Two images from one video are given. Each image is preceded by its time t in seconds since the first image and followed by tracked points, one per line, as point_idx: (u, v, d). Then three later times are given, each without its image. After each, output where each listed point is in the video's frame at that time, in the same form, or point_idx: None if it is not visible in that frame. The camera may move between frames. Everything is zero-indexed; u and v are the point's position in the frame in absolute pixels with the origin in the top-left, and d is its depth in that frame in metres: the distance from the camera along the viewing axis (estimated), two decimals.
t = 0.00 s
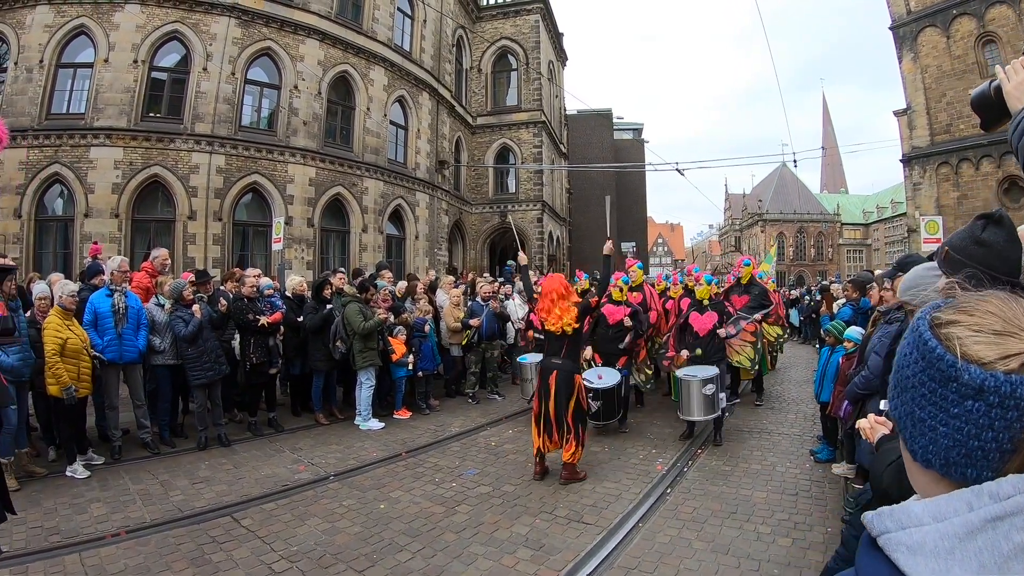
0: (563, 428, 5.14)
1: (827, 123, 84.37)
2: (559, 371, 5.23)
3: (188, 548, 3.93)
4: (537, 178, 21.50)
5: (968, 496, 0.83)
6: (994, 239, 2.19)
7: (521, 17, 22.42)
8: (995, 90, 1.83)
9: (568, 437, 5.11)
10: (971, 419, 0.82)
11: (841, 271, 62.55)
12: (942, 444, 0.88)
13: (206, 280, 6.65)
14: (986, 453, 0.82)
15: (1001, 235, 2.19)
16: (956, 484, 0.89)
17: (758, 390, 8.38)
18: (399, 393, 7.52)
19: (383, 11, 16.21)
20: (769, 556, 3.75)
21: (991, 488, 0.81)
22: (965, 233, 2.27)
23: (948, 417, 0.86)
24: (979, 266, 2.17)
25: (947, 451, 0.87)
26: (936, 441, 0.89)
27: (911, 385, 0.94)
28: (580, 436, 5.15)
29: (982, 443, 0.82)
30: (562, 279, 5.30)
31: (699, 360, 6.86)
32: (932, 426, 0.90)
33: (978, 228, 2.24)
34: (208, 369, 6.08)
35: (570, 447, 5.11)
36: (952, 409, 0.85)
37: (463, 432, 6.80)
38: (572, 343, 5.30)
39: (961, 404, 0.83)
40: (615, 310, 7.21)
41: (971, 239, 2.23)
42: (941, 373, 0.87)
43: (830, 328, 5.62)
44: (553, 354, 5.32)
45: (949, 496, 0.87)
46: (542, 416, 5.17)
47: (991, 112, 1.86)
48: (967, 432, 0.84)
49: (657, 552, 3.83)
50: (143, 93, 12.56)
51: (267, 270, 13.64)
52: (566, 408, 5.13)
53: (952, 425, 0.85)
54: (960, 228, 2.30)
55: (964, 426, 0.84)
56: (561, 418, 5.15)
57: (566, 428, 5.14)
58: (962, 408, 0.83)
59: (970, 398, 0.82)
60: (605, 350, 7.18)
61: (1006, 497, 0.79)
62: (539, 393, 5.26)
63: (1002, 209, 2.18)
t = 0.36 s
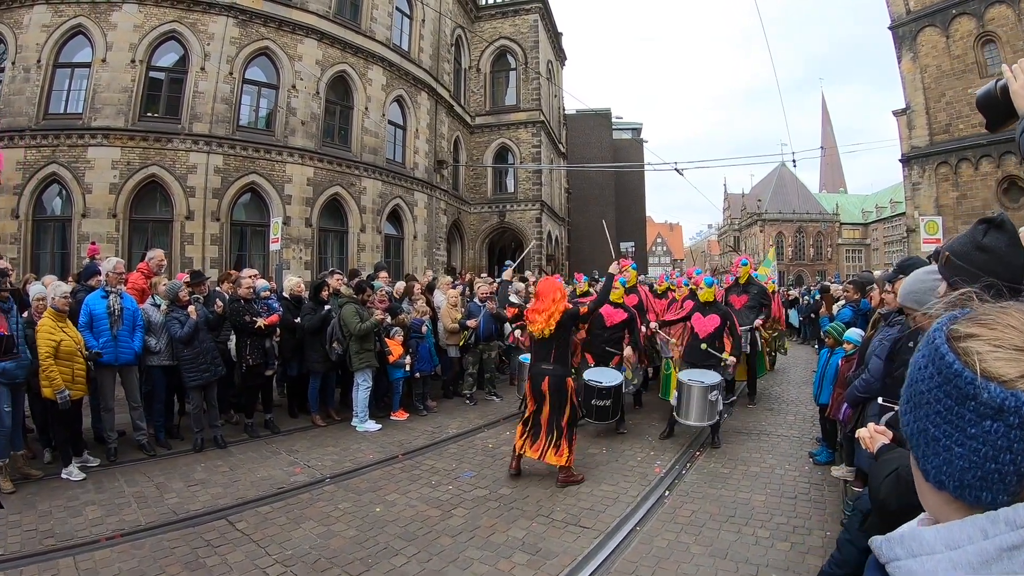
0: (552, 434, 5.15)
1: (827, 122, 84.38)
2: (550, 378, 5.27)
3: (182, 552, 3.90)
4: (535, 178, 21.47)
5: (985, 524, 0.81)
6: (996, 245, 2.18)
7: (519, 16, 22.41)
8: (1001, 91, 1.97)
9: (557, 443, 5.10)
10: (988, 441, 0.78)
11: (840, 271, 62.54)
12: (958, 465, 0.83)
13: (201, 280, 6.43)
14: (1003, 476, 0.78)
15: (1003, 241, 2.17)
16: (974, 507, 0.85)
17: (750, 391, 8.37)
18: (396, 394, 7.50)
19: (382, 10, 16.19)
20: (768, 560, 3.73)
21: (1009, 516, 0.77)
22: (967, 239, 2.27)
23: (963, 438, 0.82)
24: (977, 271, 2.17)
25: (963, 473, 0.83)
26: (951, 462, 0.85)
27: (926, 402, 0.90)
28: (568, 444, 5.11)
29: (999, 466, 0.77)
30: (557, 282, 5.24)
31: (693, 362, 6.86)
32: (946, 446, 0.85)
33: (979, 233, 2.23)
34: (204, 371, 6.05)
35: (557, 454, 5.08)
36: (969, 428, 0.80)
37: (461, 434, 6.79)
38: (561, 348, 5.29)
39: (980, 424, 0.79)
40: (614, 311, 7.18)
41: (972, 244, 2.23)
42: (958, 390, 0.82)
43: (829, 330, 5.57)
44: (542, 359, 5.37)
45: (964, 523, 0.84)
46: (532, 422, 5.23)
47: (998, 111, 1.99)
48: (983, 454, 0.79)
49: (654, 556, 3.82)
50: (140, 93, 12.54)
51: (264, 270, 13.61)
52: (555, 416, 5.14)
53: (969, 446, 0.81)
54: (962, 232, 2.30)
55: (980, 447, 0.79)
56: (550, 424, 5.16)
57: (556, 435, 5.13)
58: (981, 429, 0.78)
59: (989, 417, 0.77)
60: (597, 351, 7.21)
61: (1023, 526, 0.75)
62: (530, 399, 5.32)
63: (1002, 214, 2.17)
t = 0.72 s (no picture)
0: (532, 438, 5.12)
1: (824, 123, 84.53)
2: (527, 384, 5.20)
3: (178, 554, 3.89)
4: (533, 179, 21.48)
5: (980, 539, 0.80)
6: (996, 245, 2.17)
7: (517, 17, 22.40)
8: (1004, 90, 1.97)
9: (539, 447, 5.07)
10: (986, 456, 0.77)
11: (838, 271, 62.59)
12: (954, 480, 0.82)
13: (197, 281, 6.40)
14: (1001, 492, 0.76)
15: (1004, 241, 2.17)
16: (971, 522, 0.84)
17: (748, 392, 8.34)
18: (393, 396, 7.48)
19: (379, 10, 16.18)
20: (766, 562, 3.72)
21: (1005, 532, 0.76)
22: (967, 238, 2.27)
23: (960, 453, 0.80)
24: (978, 272, 2.17)
25: (959, 488, 0.82)
26: (948, 476, 0.84)
27: (923, 415, 0.89)
28: (550, 446, 5.08)
29: (996, 482, 0.76)
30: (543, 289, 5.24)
31: (687, 362, 6.87)
32: (943, 461, 0.84)
33: (979, 233, 2.23)
34: (200, 372, 6.02)
35: (541, 458, 5.04)
36: (967, 444, 0.79)
37: (458, 435, 6.77)
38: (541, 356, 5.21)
39: (977, 440, 0.77)
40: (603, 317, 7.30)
41: (971, 245, 2.22)
42: (956, 404, 0.80)
43: (827, 331, 5.57)
44: (521, 365, 5.28)
45: (960, 538, 0.83)
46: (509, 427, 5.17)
47: (1001, 110, 2.00)
48: (981, 469, 0.78)
49: (651, 558, 3.81)
50: (137, 93, 12.51)
51: (262, 271, 13.58)
52: (534, 421, 5.11)
53: (965, 461, 0.79)
54: (962, 233, 2.29)
55: (978, 464, 0.78)
56: (530, 429, 5.13)
57: (537, 439, 5.10)
58: (978, 444, 0.77)
59: (985, 432, 0.75)
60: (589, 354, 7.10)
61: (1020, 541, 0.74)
62: (505, 404, 5.26)
63: (1002, 214, 2.15)
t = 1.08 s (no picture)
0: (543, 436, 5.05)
1: (822, 123, 84.63)
2: (534, 379, 5.15)
3: (176, 555, 3.88)
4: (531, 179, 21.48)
5: (967, 545, 0.79)
6: (989, 246, 2.17)
7: (516, 17, 22.38)
8: (1000, 91, 1.98)
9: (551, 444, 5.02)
10: (973, 463, 0.76)
11: (836, 271, 62.70)
12: (941, 487, 0.81)
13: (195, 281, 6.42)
14: (987, 497, 0.76)
15: (996, 242, 2.17)
16: (960, 528, 0.83)
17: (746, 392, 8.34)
18: (391, 396, 7.47)
19: (377, 10, 16.17)
20: (763, 563, 3.72)
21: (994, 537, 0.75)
22: (959, 240, 2.26)
23: (947, 460, 0.79)
24: (974, 274, 2.16)
25: (947, 494, 0.81)
26: (934, 483, 0.83)
27: (909, 422, 0.88)
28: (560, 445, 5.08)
29: (983, 488, 0.75)
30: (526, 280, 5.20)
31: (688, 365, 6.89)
32: (930, 467, 0.83)
33: (972, 235, 2.22)
34: (197, 372, 6.00)
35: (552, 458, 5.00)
36: (954, 452, 0.77)
37: (456, 435, 6.77)
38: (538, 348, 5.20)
39: (964, 448, 0.76)
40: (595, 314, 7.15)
41: (965, 246, 2.21)
42: (941, 411, 0.79)
43: (825, 331, 5.58)
44: (522, 361, 5.23)
45: (947, 543, 0.83)
46: (520, 427, 5.03)
47: (995, 113, 2.00)
48: (967, 476, 0.77)
49: (649, 558, 3.81)
50: (135, 93, 12.48)
51: (259, 271, 13.57)
52: (545, 418, 5.05)
53: (952, 468, 0.78)
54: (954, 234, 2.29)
55: (965, 470, 0.77)
56: (540, 426, 5.07)
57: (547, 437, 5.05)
58: (964, 451, 0.76)
59: (974, 439, 0.74)
60: (592, 355, 7.09)
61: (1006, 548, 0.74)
62: (514, 403, 5.12)
63: (996, 215, 2.15)
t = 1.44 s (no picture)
0: (531, 443, 4.89)
1: (820, 123, 84.64)
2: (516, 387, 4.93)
3: (172, 558, 3.85)
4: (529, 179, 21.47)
5: (971, 561, 0.78)
6: (983, 253, 2.16)
7: (513, 17, 22.36)
8: (999, 98, 1.98)
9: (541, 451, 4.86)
10: (978, 481, 0.75)
11: (833, 271, 62.74)
12: (948, 504, 0.80)
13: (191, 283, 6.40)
14: (994, 515, 0.75)
15: (990, 249, 2.16)
16: (963, 544, 0.82)
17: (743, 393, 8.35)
18: (388, 397, 7.46)
19: (374, 10, 16.15)
20: (759, 565, 3.71)
21: (998, 553, 0.75)
22: (955, 247, 2.26)
23: (953, 477, 0.79)
24: (968, 282, 2.16)
25: (953, 511, 0.80)
26: (941, 499, 0.82)
27: (916, 437, 0.86)
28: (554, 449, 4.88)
29: (989, 505, 0.75)
30: (517, 285, 5.02)
31: (688, 366, 6.86)
32: (936, 483, 0.82)
33: (967, 242, 2.21)
34: (194, 373, 5.97)
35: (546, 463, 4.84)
36: (961, 469, 0.77)
37: (452, 437, 6.76)
38: (525, 353, 4.97)
39: (971, 466, 0.75)
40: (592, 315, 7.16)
41: (959, 253, 2.21)
42: (948, 428, 0.78)
43: (823, 333, 5.57)
44: (506, 367, 5.02)
45: (951, 558, 0.82)
46: (509, 435, 4.91)
47: (994, 119, 2.01)
48: (972, 493, 0.77)
49: (645, 561, 3.80)
50: (132, 93, 12.45)
51: (256, 271, 13.53)
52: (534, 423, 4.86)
53: (958, 485, 0.78)
54: (951, 241, 2.29)
55: (970, 487, 0.77)
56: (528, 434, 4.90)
57: (538, 443, 4.88)
58: (971, 468, 0.76)
59: (980, 457, 0.74)
60: (596, 355, 7.02)
61: (1013, 567, 0.74)
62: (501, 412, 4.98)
63: (991, 223, 2.15)
